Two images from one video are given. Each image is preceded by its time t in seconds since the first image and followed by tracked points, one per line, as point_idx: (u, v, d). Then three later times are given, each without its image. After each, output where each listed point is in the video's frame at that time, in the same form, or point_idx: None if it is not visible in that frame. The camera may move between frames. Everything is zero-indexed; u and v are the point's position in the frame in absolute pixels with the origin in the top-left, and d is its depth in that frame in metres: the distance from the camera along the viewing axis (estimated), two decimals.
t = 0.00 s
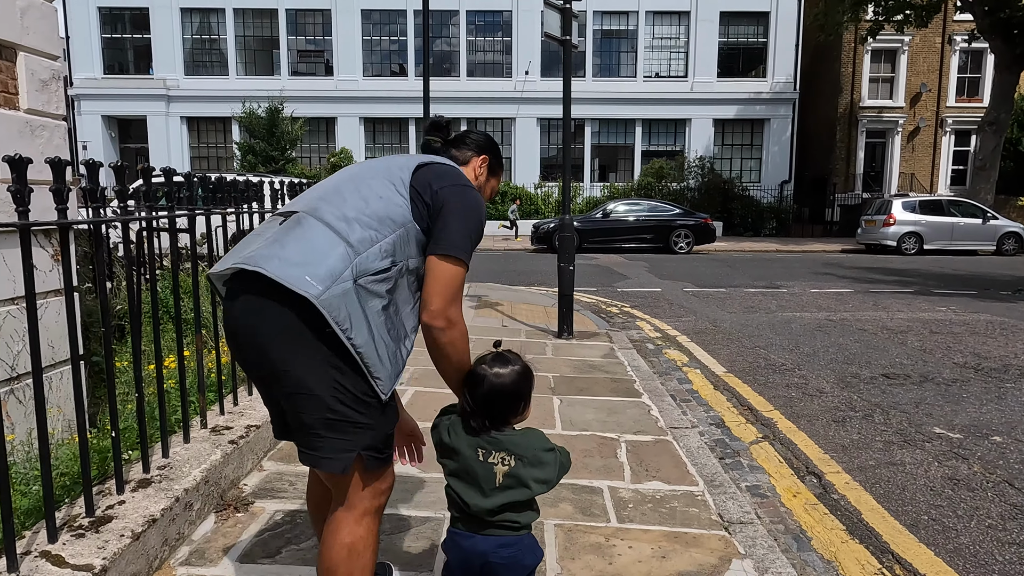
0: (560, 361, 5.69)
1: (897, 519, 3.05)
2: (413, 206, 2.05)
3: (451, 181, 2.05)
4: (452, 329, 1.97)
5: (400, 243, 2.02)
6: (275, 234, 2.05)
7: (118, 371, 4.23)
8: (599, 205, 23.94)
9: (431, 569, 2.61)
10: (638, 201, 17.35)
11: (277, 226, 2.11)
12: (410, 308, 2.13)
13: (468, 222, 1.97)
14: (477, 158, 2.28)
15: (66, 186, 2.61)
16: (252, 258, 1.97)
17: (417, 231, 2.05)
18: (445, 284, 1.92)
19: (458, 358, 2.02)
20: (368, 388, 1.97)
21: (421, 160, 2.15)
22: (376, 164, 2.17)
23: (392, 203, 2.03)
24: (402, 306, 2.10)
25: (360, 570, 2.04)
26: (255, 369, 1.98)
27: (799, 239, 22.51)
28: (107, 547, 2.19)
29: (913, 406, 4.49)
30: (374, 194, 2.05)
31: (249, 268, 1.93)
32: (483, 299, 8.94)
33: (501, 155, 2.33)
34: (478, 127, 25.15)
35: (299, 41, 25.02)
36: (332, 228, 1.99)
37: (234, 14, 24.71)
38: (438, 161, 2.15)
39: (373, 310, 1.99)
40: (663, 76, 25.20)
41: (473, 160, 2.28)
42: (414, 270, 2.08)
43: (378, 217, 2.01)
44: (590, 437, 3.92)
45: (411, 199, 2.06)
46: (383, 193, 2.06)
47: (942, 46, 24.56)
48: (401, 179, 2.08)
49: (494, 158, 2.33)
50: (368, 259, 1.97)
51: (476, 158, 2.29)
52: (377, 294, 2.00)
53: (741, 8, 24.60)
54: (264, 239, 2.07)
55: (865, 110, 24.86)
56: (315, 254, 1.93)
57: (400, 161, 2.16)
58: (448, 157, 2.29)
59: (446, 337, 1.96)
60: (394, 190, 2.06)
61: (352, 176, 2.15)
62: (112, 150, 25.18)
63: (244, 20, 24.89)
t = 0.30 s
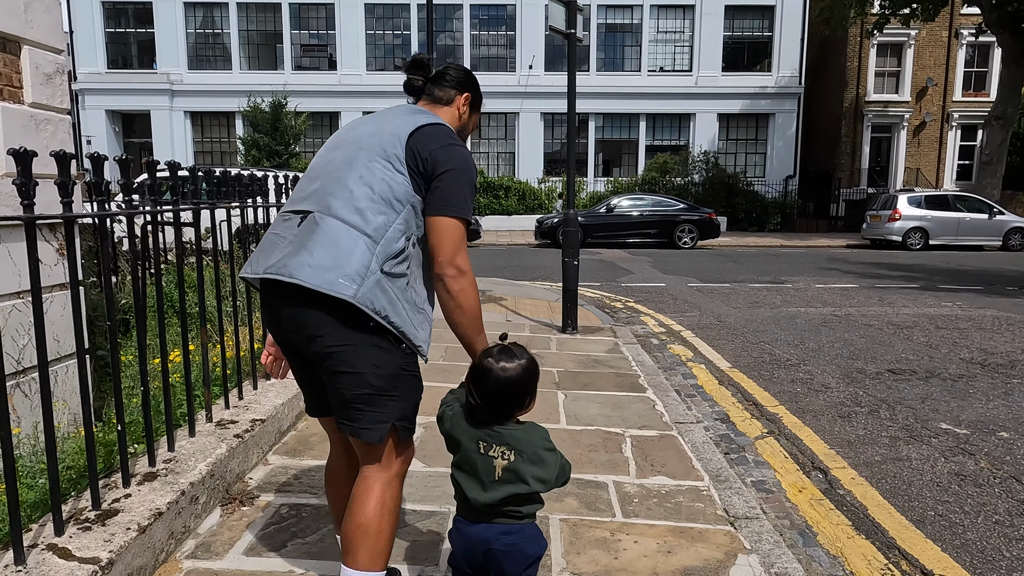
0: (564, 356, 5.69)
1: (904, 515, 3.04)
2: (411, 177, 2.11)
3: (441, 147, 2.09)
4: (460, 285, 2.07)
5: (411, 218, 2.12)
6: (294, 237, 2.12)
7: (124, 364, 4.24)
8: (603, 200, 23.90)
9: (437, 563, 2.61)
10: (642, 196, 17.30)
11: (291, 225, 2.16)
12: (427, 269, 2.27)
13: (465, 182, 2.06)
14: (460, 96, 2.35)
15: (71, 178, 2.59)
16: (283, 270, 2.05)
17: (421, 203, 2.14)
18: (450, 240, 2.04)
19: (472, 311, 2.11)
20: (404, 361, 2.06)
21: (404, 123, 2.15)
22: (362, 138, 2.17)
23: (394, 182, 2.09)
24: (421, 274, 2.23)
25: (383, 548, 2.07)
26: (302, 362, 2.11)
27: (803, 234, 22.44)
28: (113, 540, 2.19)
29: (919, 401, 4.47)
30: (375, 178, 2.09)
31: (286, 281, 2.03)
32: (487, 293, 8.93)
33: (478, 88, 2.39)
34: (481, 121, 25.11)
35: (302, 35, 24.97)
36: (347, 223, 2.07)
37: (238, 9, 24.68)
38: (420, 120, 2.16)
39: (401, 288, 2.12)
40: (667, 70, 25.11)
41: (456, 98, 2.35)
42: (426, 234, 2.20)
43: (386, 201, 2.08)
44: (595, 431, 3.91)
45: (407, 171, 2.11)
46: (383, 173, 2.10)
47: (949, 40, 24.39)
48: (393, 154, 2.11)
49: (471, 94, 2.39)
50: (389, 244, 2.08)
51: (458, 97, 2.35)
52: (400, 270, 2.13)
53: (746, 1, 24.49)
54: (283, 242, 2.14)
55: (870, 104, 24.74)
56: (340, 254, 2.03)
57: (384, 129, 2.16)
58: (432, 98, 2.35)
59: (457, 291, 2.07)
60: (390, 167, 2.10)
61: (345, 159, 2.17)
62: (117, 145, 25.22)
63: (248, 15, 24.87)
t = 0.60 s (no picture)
0: (566, 354, 5.67)
1: (909, 512, 3.02)
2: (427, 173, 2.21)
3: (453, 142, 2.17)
4: (473, 257, 2.21)
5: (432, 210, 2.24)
6: (328, 245, 2.15)
7: (125, 361, 4.24)
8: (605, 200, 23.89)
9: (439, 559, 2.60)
10: (644, 196, 17.28)
11: (317, 231, 2.19)
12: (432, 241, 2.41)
13: (467, 162, 2.22)
14: (440, 56, 2.44)
15: (73, 172, 2.58)
16: (327, 283, 2.10)
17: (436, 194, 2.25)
18: (464, 212, 2.20)
19: (480, 285, 2.21)
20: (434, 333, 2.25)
21: (408, 116, 2.17)
22: (370, 136, 2.18)
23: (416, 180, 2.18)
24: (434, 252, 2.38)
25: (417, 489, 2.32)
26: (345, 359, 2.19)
27: (805, 234, 22.41)
28: (114, 535, 2.18)
29: (923, 399, 4.46)
30: (398, 180, 2.16)
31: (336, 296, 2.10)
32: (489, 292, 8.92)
33: (453, 44, 2.47)
34: (483, 121, 25.09)
35: (304, 36, 24.96)
36: (382, 229, 2.15)
37: (240, 9, 24.69)
38: (421, 111, 2.19)
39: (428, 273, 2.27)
40: (669, 70, 25.09)
41: (436, 59, 2.43)
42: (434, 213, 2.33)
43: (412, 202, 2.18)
44: (597, 429, 3.90)
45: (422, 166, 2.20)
46: (405, 174, 2.17)
47: (952, 40, 24.34)
48: (410, 152, 2.17)
49: (447, 52, 2.47)
50: (419, 239, 2.20)
51: (438, 58, 2.43)
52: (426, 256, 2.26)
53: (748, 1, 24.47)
54: (315, 251, 2.16)
55: (873, 104, 24.71)
56: (383, 263, 2.12)
57: (390, 124, 2.17)
58: (412, 60, 2.41)
59: (470, 264, 2.19)
60: (410, 169, 2.17)
61: (359, 158, 2.18)
62: (119, 144, 25.27)
63: (250, 15, 24.88)
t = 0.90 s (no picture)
0: (569, 360, 5.65)
1: (915, 522, 3.00)
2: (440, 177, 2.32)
3: (461, 148, 2.30)
4: (464, 247, 2.28)
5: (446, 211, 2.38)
6: (359, 256, 2.25)
7: (127, 367, 4.23)
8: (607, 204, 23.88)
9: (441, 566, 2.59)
10: (647, 201, 17.27)
11: (346, 242, 2.27)
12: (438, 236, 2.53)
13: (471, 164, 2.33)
14: (439, 56, 2.47)
15: (74, 180, 2.57)
16: (363, 292, 2.21)
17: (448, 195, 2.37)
18: (457, 202, 2.27)
19: (468, 276, 2.27)
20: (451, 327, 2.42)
21: (420, 126, 2.28)
22: (387, 148, 2.28)
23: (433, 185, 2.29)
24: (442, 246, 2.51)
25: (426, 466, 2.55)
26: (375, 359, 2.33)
27: (808, 239, 22.37)
28: (114, 546, 2.17)
29: (928, 407, 4.43)
30: (418, 188, 2.28)
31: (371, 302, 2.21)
32: (491, 297, 8.90)
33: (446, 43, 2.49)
34: (485, 125, 25.11)
35: (307, 40, 25.01)
36: (409, 237, 2.28)
37: (243, 14, 24.74)
38: (430, 118, 2.29)
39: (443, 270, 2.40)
40: (671, 74, 25.08)
41: (435, 61, 2.46)
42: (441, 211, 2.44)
43: (431, 208, 2.30)
44: (600, 436, 3.88)
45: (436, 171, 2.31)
46: (425, 183, 2.28)
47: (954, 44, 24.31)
48: (425, 160, 2.28)
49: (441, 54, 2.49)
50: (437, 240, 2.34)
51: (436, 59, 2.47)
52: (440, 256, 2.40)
53: (750, 5, 24.46)
54: (346, 262, 2.25)
55: (875, 108, 24.69)
56: (414, 269, 2.25)
57: (405, 136, 2.27)
58: (410, 65, 2.43)
59: (459, 254, 2.26)
60: (428, 176, 2.29)
61: (379, 171, 2.28)
62: (122, 149, 25.32)
63: (253, 20, 24.92)
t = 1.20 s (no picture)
0: (573, 366, 5.63)
1: (923, 532, 2.96)
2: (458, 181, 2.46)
3: (476, 153, 2.45)
4: (480, 240, 2.45)
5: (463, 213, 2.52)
6: (389, 260, 2.36)
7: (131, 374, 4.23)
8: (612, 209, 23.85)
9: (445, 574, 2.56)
10: (652, 205, 17.24)
11: (375, 247, 2.38)
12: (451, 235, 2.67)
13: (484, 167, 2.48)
14: (450, 65, 2.59)
15: (78, 187, 2.57)
16: (395, 292, 2.33)
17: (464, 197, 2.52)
18: (473, 199, 2.43)
19: (484, 269, 2.43)
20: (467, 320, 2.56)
21: (440, 136, 2.41)
22: (410, 157, 2.40)
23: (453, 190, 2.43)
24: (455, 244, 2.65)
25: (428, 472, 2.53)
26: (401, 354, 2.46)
27: (814, 243, 22.29)
28: (116, 555, 2.16)
29: (936, 414, 4.39)
30: (439, 193, 2.41)
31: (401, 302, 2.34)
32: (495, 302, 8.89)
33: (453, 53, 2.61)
34: (490, 130, 25.13)
35: (313, 46, 25.10)
36: (434, 239, 2.41)
37: (250, 20, 24.87)
38: (448, 128, 2.43)
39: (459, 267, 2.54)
40: (676, 79, 25.07)
41: (446, 71, 2.58)
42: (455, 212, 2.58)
43: (450, 210, 2.44)
44: (604, 443, 3.86)
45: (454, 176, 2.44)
46: (446, 188, 2.42)
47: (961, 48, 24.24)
48: (445, 166, 2.41)
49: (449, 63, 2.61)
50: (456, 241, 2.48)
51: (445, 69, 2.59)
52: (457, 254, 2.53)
53: (755, 10, 24.46)
54: (377, 265, 2.36)
55: (881, 113, 24.62)
56: (439, 268, 2.39)
57: (426, 145, 2.40)
58: (422, 77, 2.54)
59: (477, 250, 2.42)
60: (448, 181, 2.42)
61: (404, 178, 2.39)
62: (129, 154, 25.44)
63: (259, 25, 25.04)
